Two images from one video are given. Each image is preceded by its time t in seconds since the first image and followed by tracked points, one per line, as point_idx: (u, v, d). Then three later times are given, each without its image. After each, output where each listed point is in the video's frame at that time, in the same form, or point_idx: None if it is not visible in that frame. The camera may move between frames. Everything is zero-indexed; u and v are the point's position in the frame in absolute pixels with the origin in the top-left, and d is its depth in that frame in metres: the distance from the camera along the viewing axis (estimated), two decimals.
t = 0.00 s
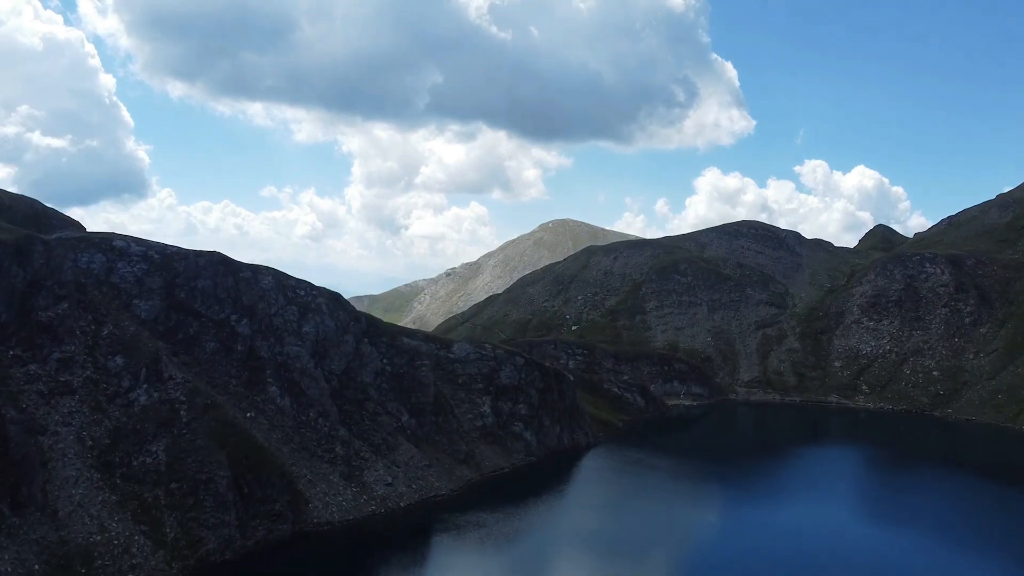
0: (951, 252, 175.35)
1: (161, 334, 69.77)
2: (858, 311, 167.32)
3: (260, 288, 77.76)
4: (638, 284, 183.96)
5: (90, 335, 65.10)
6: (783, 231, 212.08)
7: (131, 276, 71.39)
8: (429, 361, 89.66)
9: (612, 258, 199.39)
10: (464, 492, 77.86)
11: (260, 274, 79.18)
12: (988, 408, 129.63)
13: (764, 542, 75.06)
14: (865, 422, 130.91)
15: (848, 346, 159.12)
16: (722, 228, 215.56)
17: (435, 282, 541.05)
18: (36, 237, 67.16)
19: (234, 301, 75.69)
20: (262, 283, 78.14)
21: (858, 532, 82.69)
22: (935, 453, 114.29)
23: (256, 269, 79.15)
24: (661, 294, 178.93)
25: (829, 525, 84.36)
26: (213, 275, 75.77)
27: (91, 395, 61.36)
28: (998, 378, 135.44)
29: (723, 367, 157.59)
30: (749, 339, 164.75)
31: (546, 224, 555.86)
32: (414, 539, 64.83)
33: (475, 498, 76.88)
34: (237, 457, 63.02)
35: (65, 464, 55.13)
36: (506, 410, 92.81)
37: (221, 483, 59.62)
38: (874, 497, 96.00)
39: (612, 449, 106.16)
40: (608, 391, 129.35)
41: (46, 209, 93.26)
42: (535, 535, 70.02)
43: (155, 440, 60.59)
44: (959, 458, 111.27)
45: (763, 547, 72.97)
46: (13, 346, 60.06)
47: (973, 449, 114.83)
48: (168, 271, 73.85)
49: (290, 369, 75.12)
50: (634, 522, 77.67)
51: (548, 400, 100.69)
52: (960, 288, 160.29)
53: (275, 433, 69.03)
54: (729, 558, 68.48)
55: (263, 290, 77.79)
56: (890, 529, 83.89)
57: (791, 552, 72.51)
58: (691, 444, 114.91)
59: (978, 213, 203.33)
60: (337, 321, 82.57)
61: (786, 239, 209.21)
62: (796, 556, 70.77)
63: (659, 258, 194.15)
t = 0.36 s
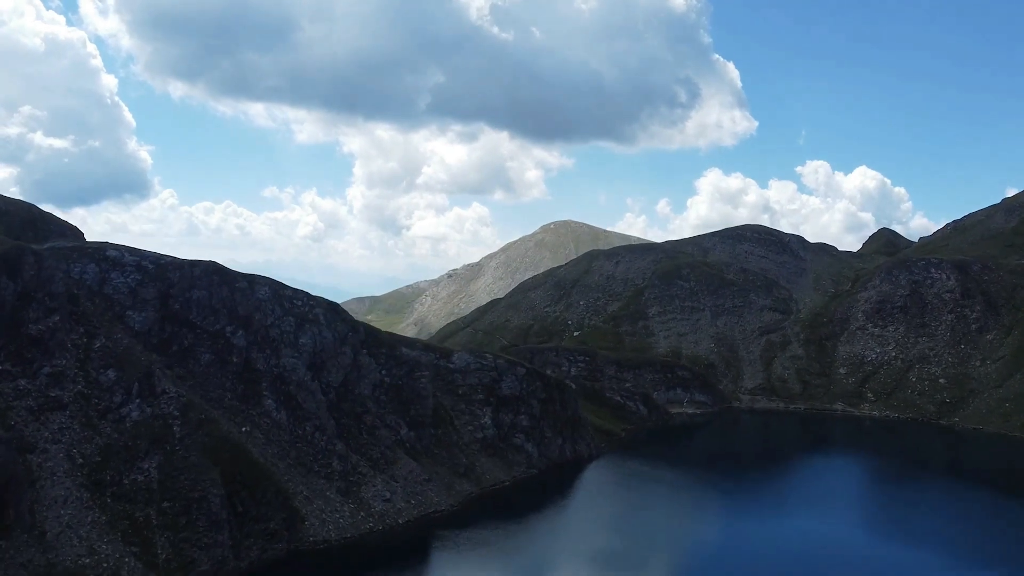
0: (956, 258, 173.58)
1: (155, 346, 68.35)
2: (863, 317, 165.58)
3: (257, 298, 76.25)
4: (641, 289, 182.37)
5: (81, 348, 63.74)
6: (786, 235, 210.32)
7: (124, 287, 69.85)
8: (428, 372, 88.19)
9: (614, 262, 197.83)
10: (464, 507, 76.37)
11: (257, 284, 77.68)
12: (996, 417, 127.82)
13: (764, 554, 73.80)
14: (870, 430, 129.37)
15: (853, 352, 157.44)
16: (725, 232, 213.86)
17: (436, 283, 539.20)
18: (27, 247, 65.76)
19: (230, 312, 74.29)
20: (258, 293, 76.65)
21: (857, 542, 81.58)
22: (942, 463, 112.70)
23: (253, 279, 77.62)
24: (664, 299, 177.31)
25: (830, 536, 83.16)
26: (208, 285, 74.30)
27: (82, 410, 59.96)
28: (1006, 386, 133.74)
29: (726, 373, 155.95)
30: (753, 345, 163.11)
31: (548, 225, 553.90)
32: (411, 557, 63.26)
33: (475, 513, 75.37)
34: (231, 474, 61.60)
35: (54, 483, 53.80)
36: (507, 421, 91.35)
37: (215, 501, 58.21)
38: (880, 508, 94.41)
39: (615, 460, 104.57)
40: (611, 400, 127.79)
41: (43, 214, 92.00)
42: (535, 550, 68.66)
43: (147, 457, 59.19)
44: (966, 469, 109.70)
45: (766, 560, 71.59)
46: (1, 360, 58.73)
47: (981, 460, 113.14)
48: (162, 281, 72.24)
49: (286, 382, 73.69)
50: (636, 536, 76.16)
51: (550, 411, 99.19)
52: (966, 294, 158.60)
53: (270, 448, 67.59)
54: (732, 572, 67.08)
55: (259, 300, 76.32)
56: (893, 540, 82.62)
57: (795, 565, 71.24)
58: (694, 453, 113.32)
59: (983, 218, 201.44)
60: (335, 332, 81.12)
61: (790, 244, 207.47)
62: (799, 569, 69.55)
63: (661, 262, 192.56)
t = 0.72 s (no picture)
0: (964, 263, 171.70)
1: (151, 359, 67.12)
2: (869, 323, 163.80)
3: (255, 309, 74.93)
4: (645, 294, 180.84)
5: (76, 361, 62.49)
6: (792, 240, 208.59)
7: (121, 298, 68.66)
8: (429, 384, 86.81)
9: (618, 267, 196.34)
10: (466, 523, 74.95)
11: (255, 295, 76.39)
12: (1006, 426, 125.97)
13: (768, 566, 72.28)
14: (877, 439, 127.72)
15: (859, 359, 155.71)
16: (729, 236, 212.27)
17: (439, 285, 538.02)
18: (21, 258, 64.59)
19: (228, 323, 73.03)
20: (257, 304, 75.39)
21: (863, 554, 80.00)
22: (951, 473, 110.98)
23: (251, 289, 76.36)
24: (668, 305, 175.77)
25: (835, 548, 81.58)
26: (206, 296, 73.04)
27: (75, 426, 58.73)
28: (1015, 395, 131.88)
29: (731, 380, 154.34)
30: (758, 352, 161.40)
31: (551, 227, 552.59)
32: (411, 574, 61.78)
33: (477, 528, 73.89)
34: (227, 491, 60.29)
35: (45, 502, 52.53)
36: (509, 433, 89.96)
37: (210, 520, 56.89)
38: (888, 520, 92.78)
39: (619, 472, 103.02)
40: (615, 408, 126.24)
41: (42, 219, 90.90)
42: (537, 565, 67.23)
43: (141, 474, 57.92)
44: (975, 480, 107.92)
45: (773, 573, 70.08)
46: None
47: (990, 470, 111.32)
48: (159, 292, 70.99)
49: (285, 394, 72.39)
50: (640, 550, 74.65)
51: (554, 422, 97.75)
52: (974, 300, 156.82)
53: (268, 463, 66.23)
54: None
55: (258, 311, 75.06)
56: (900, 553, 81.01)
57: None
58: (699, 463, 111.80)
59: (990, 222, 199.61)
60: (335, 343, 79.83)
61: (795, 248, 205.76)
62: None
63: (666, 268, 191.03)
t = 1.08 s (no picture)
0: (971, 268, 169.97)
1: (147, 372, 65.80)
2: (876, 329, 162.08)
3: (253, 320, 73.66)
4: (649, 300, 179.31)
5: (69, 374, 61.18)
6: (796, 244, 206.92)
7: (116, 309, 67.37)
8: (430, 395, 85.47)
9: (621, 272, 194.84)
10: (467, 538, 73.57)
11: (253, 305, 75.06)
12: (1015, 435, 124.25)
13: None
14: (884, 448, 126.14)
15: (865, 366, 154.08)
16: (733, 240, 210.69)
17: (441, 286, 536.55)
18: (14, 269, 63.31)
19: (225, 334, 71.71)
20: (255, 315, 74.07)
21: (870, 566, 78.42)
22: (959, 483, 109.34)
23: (249, 300, 75.03)
24: (672, 310, 174.24)
25: (843, 560, 80.13)
26: (203, 306, 71.71)
27: (67, 442, 57.43)
28: None
29: (735, 388, 152.83)
30: (763, 359, 159.79)
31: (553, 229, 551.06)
32: None
33: (479, 543, 72.47)
34: (223, 509, 58.93)
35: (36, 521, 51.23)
36: (511, 444, 88.58)
37: (205, 539, 55.55)
38: (896, 530, 91.25)
39: (623, 483, 101.55)
40: (618, 417, 124.75)
41: (40, 224, 89.66)
42: None
43: (135, 491, 56.61)
44: (985, 490, 106.31)
45: None
46: None
47: (999, 480, 109.63)
48: (155, 303, 69.72)
49: (283, 407, 71.02)
50: (644, 564, 73.20)
51: (557, 434, 96.34)
52: (981, 307, 155.19)
53: (264, 479, 64.83)
54: None
55: (255, 322, 73.74)
56: (908, 564, 79.42)
57: None
58: (704, 473, 110.34)
59: (997, 227, 197.83)
60: (334, 355, 78.49)
61: (800, 252, 204.11)
62: None
63: (669, 273, 189.48)
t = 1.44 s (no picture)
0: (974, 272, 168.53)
1: (140, 384, 64.53)
2: (878, 333, 160.78)
3: (248, 329, 72.48)
4: (650, 303, 178.11)
5: (60, 386, 59.92)
6: (798, 246, 205.69)
7: (108, 318, 66.09)
8: (429, 405, 84.23)
9: (622, 275, 193.66)
10: (465, 551, 72.32)
11: (248, 314, 73.82)
12: (1019, 440, 122.90)
13: None
14: (888, 454, 124.89)
15: (868, 371, 152.80)
16: (735, 243, 209.52)
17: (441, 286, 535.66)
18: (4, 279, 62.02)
19: (220, 344, 70.44)
20: (251, 324, 72.83)
21: (876, 575, 76.84)
22: (964, 490, 108.05)
23: (245, 309, 73.79)
24: (673, 313, 173.01)
25: (846, 568, 78.91)
26: (197, 315, 70.47)
27: (58, 457, 56.20)
28: None
29: (737, 393, 151.62)
30: (764, 363, 158.66)
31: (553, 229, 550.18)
32: None
33: (477, 557, 71.17)
34: (216, 524, 57.66)
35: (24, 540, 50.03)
36: (511, 454, 87.33)
37: (197, 557, 54.31)
38: (901, 538, 90.00)
39: (624, 492, 100.30)
40: (619, 424, 123.69)
41: (36, 227, 88.48)
42: None
43: (126, 507, 55.34)
44: (990, 497, 104.96)
45: None
46: None
47: (1004, 487, 108.32)
48: (149, 312, 68.45)
49: (279, 419, 69.74)
50: None
51: (557, 443, 95.09)
52: (985, 310, 153.86)
53: (259, 493, 63.50)
54: None
55: (251, 332, 72.49)
56: (915, 573, 77.83)
57: None
58: (705, 480, 109.13)
59: (1000, 229, 196.47)
60: (331, 365, 77.24)
61: (802, 255, 202.89)
62: None
63: (670, 276, 188.24)
